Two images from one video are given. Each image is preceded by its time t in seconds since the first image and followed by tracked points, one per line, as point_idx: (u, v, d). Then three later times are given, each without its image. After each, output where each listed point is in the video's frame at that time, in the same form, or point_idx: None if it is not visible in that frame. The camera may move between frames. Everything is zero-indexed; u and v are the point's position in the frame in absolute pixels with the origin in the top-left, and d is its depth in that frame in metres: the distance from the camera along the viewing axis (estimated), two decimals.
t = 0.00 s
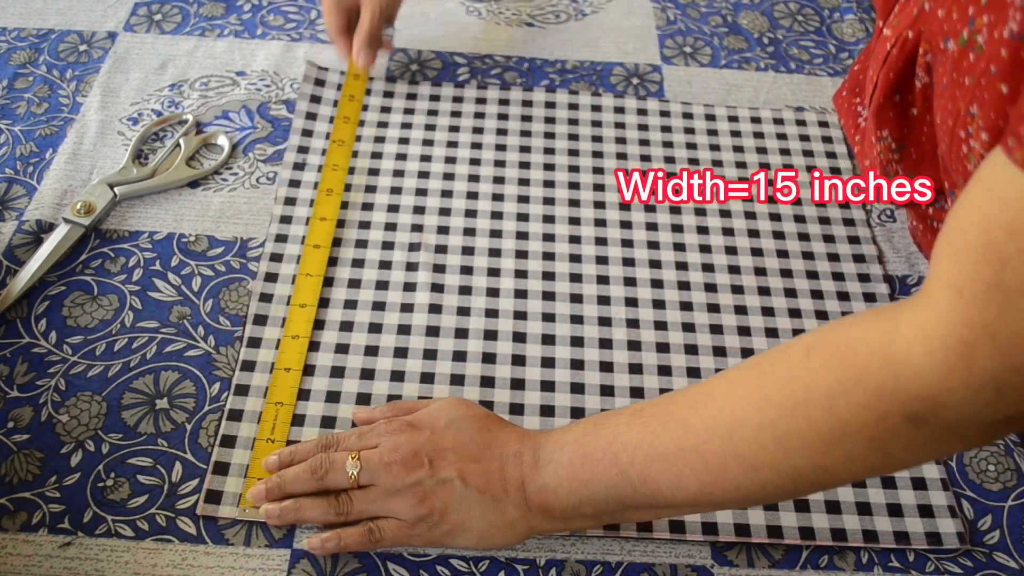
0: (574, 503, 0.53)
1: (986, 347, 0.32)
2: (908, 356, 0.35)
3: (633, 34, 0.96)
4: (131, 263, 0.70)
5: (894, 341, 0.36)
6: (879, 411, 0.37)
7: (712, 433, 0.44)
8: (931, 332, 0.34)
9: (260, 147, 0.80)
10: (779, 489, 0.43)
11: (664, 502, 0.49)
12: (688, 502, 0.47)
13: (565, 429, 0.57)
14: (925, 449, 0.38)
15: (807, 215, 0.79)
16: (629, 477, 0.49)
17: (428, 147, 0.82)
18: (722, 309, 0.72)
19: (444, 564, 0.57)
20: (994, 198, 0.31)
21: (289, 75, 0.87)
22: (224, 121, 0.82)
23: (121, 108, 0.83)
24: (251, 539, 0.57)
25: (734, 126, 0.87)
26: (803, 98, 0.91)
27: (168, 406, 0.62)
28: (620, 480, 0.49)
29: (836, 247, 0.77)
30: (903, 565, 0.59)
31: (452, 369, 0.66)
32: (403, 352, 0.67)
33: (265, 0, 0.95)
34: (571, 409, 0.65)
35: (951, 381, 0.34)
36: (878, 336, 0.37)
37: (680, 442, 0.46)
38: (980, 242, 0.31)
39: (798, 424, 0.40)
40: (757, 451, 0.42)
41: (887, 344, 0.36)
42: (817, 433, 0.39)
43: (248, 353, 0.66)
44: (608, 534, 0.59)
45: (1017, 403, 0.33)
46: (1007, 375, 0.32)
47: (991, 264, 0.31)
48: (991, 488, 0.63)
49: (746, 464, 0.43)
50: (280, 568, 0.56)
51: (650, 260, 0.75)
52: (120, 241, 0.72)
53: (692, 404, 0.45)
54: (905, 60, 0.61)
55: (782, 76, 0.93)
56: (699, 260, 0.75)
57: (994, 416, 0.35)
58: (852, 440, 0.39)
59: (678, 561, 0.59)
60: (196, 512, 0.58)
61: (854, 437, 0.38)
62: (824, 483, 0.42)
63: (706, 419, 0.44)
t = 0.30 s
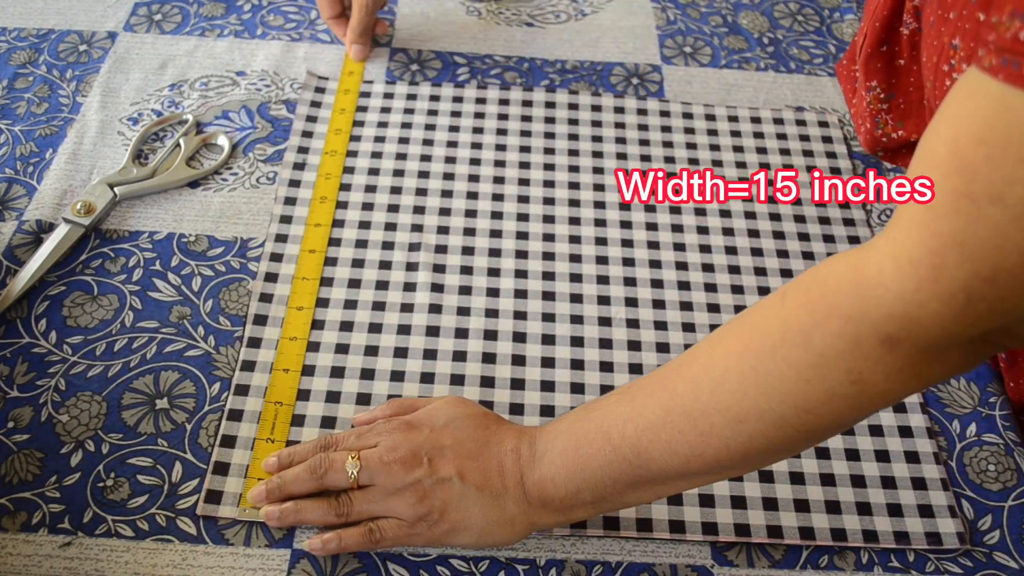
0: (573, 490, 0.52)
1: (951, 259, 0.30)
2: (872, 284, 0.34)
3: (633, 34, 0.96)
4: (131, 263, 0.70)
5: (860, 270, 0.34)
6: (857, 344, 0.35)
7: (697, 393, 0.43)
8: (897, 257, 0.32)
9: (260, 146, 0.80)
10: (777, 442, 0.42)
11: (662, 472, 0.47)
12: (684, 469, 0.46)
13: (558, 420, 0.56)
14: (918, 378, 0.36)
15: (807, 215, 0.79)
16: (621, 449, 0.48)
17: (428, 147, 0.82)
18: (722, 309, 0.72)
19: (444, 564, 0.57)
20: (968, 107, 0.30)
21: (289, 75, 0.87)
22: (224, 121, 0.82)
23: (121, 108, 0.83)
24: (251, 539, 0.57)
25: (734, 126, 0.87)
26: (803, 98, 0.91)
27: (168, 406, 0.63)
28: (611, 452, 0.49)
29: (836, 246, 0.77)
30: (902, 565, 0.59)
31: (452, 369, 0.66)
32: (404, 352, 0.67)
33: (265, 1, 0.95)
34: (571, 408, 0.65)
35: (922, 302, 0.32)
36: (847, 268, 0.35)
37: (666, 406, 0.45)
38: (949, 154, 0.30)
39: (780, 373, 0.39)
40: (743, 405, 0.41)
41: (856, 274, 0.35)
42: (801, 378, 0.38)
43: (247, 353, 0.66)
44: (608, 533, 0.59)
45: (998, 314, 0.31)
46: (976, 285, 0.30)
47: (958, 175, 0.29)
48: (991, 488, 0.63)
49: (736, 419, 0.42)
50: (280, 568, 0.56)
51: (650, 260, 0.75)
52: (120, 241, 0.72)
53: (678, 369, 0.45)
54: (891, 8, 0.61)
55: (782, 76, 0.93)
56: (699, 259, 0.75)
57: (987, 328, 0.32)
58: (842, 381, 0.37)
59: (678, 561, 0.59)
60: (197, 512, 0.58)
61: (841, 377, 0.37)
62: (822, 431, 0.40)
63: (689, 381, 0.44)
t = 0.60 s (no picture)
0: (575, 490, 0.52)
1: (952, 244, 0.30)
2: (869, 272, 0.34)
3: (633, 34, 0.96)
4: (131, 263, 0.70)
5: (858, 258, 0.34)
6: (858, 332, 0.35)
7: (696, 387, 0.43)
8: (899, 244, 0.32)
9: (260, 147, 0.80)
10: (779, 430, 0.41)
11: (663, 471, 0.47)
12: (686, 465, 0.46)
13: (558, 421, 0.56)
14: (919, 362, 0.36)
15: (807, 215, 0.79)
16: (622, 450, 0.48)
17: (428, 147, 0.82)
18: (721, 309, 0.72)
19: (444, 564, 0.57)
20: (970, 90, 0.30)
21: (289, 75, 0.87)
22: (224, 121, 0.82)
23: (121, 108, 0.83)
24: (251, 539, 0.57)
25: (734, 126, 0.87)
26: (803, 98, 0.91)
27: (168, 406, 0.63)
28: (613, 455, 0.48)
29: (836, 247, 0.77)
30: (903, 565, 0.59)
31: (452, 369, 0.66)
32: (404, 352, 0.67)
33: (265, 1, 0.95)
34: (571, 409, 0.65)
35: (924, 286, 0.32)
36: (843, 258, 0.35)
37: (664, 402, 0.45)
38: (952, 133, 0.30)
39: (783, 363, 0.39)
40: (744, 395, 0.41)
41: (853, 264, 0.35)
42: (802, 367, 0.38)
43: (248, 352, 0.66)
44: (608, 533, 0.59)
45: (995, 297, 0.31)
46: (972, 270, 0.30)
47: (957, 161, 0.30)
48: (991, 488, 0.63)
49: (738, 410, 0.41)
50: (280, 568, 0.56)
51: (650, 260, 0.75)
52: (120, 241, 0.72)
53: (675, 365, 0.45)
54: None
55: (782, 76, 0.93)
56: (698, 259, 0.75)
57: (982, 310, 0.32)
58: (844, 369, 0.37)
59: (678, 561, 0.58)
60: (197, 512, 0.58)
61: (841, 366, 0.37)
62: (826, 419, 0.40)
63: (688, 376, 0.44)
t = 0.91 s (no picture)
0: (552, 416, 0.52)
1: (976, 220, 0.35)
2: (881, 249, 0.39)
3: (633, 34, 0.96)
4: (131, 263, 0.70)
5: (882, 225, 0.39)
6: (876, 295, 0.39)
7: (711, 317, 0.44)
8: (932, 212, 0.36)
9: (260, 147, 0.80)
10: (751, 394, 0.45)
11: (638, 412, 0.49)
12: (662, 409, 0.48)
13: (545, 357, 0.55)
14: (901, 339, 0.41)
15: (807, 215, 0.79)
16: (609, 385, 0.49)
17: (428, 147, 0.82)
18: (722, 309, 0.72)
19: (443, 564, 0.57)
20: (999, 87, 0.35)
21: (289, 75, 0.87)
22: (224, 121, 0.82)
23: (121, 108, 0.83)
24: (251, 539, 0.57)
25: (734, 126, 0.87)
26: (803, 98, 0.91)
27: (168, 406, 0.63)
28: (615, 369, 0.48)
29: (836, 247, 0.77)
30: (903, 565, 0.59)
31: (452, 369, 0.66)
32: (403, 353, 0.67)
33: (265, 1, 0.95)
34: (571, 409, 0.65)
35: (943, 258, 0.36)
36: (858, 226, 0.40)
37: (657, 346, 0.47)
38: (982, 127, 0.35)
39: (799, 306, 0.42)
40: (757, 334, 0.43)
41: (867, 235, 0.39)
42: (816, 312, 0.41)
43: (247, 352, 0.65)
44: (607, 533, 0.59)
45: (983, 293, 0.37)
46: (969, 273, 0.36)
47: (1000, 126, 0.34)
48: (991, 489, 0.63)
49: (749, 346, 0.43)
50: (280, 568, 0.56)
51: (650, 259, 0.75)
52: (120, 241, 0.72)
53: (668, 311, 0.47)
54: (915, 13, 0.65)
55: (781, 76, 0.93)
56: (699, 259, 0.75)
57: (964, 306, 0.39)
58: (847, 326, 0.41)
59: (677, 560, 0.59)
60: (197, 512, 0.58)
61: (850, 322, 0.41)
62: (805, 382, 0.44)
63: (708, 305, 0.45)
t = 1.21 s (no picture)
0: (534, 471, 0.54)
1: (956, 363, 0.36)
2: (861, 367, 0.40)
3: (633, 34, 0.96)
4: (131, 263, 0.70)
5: (863, 346, 0.40)
6: (848, 416, 0.41)
7: (706, 402, 0.46)
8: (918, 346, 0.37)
9: (260, 147, 0.80)
10: (717, 479, 0.48)
11: (615, 481, 0.52)
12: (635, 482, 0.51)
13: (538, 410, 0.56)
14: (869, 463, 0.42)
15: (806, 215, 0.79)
16: (595, 455, 0.52)
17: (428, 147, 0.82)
18: (722, 309, 0.72)
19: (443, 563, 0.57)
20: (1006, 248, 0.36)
21: (289, 75, 0.87)
22: (224, 121, 0.82)
23: (121, 108, 0.83)
24: (251, 539, 0.57)
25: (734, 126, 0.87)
26: (803, 98, 0.91)
27: (168, 406, 0.63)
28: (615, 433, 0.50)
29: (836, 247, 0.77)
30: (903, 565, 0.59)
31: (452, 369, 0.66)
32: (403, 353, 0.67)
33: (265, 1, 0.95)
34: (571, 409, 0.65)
35: (912, 395, 0.38)
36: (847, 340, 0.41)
37: (644, 420, 0.49)
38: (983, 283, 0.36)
39: (772, 408, 0.44)
40: (741, 429, 0.45)
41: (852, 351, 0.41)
42: (800, 420, 0.43)
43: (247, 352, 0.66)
44: (607, 533, 0.59)
45: (964, 438, 0.38)
46: (932, 417, 0.38)
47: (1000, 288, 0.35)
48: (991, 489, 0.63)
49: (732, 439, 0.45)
50: (280, 568, 0.56)
51: (650, 260, 0.75)
52: (120, 241, 0.72)
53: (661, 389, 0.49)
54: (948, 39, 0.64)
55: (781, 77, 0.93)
56: (699, 259, 0.75)
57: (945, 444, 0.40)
58: (824, 442, 0.42)
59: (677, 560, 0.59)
60: (196, 512, 0.58)
61: (826, 438, 0.42)
62: (773, 483, 0.46)
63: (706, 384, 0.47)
